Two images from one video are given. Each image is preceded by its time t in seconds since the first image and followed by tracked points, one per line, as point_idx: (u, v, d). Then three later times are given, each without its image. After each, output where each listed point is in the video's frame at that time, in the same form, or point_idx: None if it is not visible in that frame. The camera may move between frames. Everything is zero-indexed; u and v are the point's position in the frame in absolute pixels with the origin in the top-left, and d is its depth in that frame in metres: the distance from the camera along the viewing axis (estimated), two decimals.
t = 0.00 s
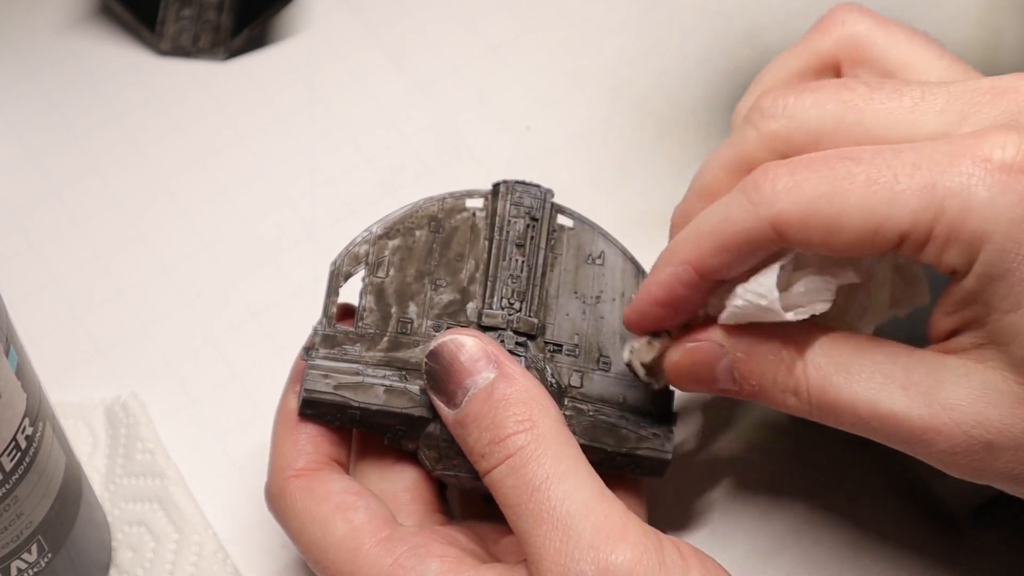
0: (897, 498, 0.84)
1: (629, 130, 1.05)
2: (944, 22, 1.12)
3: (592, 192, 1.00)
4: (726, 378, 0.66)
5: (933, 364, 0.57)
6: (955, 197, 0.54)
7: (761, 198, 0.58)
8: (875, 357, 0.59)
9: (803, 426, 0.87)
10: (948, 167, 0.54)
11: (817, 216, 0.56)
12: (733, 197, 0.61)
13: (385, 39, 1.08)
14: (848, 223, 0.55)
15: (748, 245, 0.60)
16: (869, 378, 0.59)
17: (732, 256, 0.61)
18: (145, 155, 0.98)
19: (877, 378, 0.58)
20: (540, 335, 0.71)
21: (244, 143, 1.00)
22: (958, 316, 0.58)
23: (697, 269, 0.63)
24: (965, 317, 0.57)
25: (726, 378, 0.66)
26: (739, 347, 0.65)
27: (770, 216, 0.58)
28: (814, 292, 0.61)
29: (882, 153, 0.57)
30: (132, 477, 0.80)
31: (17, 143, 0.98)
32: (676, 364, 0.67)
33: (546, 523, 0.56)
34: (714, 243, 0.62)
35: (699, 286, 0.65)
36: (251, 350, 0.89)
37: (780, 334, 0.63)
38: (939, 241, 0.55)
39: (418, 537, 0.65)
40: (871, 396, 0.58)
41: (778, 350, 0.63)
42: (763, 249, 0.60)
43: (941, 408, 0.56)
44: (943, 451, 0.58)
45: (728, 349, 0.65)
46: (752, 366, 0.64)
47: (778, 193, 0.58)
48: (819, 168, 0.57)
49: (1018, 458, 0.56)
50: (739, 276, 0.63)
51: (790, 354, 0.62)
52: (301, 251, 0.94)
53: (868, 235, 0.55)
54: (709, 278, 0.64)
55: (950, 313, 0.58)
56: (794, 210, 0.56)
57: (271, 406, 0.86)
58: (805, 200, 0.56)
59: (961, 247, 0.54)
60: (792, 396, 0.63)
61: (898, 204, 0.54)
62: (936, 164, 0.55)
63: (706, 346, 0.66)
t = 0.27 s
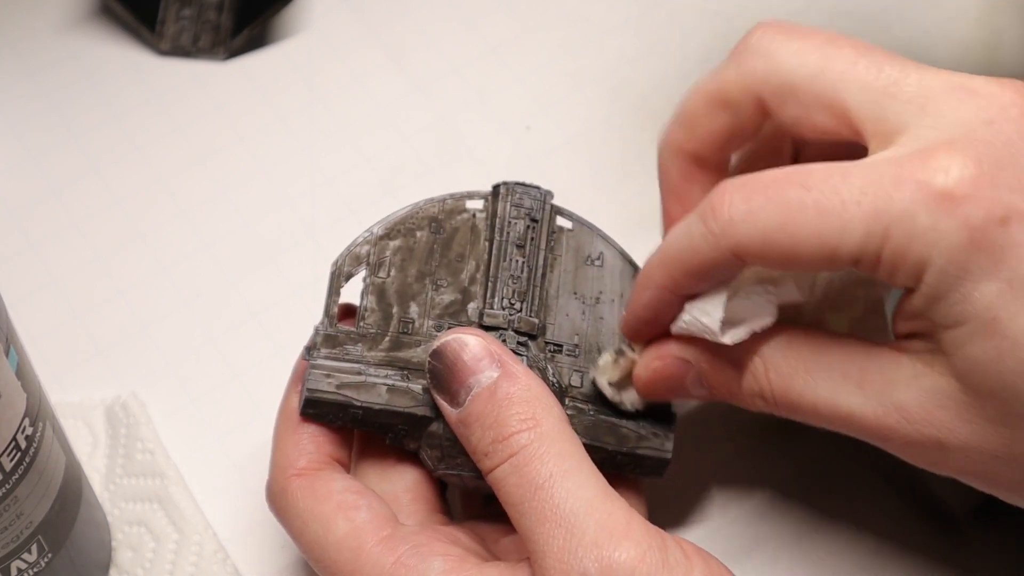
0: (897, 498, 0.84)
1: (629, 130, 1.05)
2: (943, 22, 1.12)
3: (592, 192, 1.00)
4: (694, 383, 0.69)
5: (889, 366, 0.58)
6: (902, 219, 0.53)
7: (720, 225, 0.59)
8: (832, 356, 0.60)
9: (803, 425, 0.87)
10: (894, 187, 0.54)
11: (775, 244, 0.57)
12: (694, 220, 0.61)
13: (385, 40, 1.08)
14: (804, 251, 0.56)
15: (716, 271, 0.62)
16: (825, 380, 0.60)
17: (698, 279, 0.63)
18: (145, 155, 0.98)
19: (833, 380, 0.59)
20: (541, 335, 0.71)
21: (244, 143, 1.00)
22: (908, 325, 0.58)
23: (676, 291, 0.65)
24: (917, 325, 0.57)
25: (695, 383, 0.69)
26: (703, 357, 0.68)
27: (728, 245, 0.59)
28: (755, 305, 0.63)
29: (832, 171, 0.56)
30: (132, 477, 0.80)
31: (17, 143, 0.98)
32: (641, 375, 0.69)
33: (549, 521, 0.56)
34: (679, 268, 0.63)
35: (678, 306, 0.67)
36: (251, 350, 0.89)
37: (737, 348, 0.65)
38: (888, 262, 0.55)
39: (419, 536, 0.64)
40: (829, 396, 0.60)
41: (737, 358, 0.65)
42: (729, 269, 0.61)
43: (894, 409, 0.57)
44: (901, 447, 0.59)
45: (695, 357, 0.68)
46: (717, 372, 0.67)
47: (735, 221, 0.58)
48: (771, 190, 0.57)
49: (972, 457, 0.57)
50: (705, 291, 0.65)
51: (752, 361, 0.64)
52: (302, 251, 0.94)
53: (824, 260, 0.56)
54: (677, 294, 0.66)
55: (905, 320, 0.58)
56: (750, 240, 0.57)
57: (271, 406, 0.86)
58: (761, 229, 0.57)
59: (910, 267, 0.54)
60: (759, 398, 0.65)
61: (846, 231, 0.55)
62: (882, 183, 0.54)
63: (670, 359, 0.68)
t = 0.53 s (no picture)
0: (897, 499, 0.84)
1: (629, 130, 1.05)
2: (944, 22, 1.12)
3: (592, 192, 1.00)
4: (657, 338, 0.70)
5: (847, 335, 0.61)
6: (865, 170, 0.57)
7: (695, 175, 0.63)
8: (794, 322, 0.63)
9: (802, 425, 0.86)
10: (861, 144, 0.58)
11: (744, 193, 0.61)
12: (676, 172, 0.65)
13: (385, 40, 1.08)
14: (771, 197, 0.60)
15: (689, 220, 0.65)
16: (785, 346, 0.63)
17: (675, 229, 0.66)
18: (145, 155, 0.98)
19: (794, 346, 0.62)
20: (522, 337, 0.71)
21: (244, 143, 1.00)
22: (870, 293, 0.61)
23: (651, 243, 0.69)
24: (879, 292, 0.60)
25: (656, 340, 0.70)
26: (669, 310, 0.69)
27: (704, 193, 0.63)
28: (721, 257, 0.66)
29: (806, 130, 0.61)
30: (133, 477, 0.80)
31: (17, 143, 0.98)
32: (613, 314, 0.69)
33: (544, 520, 0.56)
34: (658, 219, 0.67)
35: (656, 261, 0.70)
36: (251, 350, 0.89)
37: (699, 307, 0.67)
38: (853, 217, 0.59)
39: (411, 541, 0.65)
40: (787, 361, 0.63)
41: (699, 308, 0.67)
42: (700, 223, 0.65)
43: (849, 377, 0.60)
44: (853, 422, 0.61)
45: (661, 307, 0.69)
46: (679, 326, 0.69)
47: (709, 171, 0.63)
48: (747, 146, 0.62)
49: (921, 430, 0.59)
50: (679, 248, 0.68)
51: (715, 316, 0.66)
52: (301, 251, 0.94)
53: (790, 212, 0.60)
54: (654, 248, 0.69)
55: (869, 287, 0.61)
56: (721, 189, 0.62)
57: (270, 405, 0.86)
58: (731, 177, 0.61)
59: (869, 222, 0.58)
60: (714, 359, 0.67)
61: (814, 178, 0.59)
62: (850, 140, 0.58)
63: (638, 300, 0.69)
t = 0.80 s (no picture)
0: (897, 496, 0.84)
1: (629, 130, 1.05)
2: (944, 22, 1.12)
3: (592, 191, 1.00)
4: (652, 243, 0.72)
5: (832, 227, 0.62)
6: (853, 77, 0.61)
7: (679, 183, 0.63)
8: (776, 220, 0.65)
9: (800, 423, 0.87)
10: (857, 20, 0.62)
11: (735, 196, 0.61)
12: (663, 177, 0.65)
13: (385, 39, 1.08)
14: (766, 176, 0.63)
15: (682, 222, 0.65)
16: (772, 245, 0.64)
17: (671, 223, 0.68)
18: (145, 155, 0.98)
19: (776, 244, 0.64)
20: (540, 335, 0.71)
21: (244, 143, 1.00)
22: (864, 176, 0.62)
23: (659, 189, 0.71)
24: (868, 178, 0.62)
25: (654, 251, 0.72)
26: (660, 207, 0.71)
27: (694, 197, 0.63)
28: (721, 161, 0.67)
29: (796, 22, 0.65)
30: (132, 477, 0.80)
31: (16, 143, 0.98)
32: (607, 222, 0.72)
33: (558, 518, 0.56)
34: (655, 109, 0.73)
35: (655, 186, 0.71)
36: (251, 350, 0.89)
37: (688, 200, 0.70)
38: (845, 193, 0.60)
39: (423, 534, 0.65)
40: (769, 254, 0.64)
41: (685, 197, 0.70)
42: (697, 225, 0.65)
43: (831, 268, 0.61)
44: (837, 319, 0.62)
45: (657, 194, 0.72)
46: (671, 226, 0.70)
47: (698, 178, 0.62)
48: (737, 35, 0.67)
49: (908, 328, 0.60)
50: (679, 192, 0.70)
51: (703, 216, 0.68)
52: (301, 251, 0.94)
53: (786, 85, 0.64)
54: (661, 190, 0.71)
55: (858, 180, 0.63)
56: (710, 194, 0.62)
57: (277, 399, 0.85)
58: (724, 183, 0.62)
59: (858, 99, 0.61)
60: (698, 260, 0.69)
61: (806, 63, 0.63)
62: (849, 18, 0.63)
63: (634, 203, 0.72)
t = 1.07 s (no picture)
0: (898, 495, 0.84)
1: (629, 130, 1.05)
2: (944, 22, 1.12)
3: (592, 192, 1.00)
4: (640, 250, 0.71)
5: (822, 235, 0.61)
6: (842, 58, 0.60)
7: (689, 62, 0.67)
8: (776, 229, 0.64)
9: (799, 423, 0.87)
10: (843, 24, 0.61)
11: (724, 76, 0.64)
12: (668, 69, 0.70)
13: (385, 39, 1.08)
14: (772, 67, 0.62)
15: (677, 109, 0.68)
16: (755, 257, 0.63)
17: (661, 122, 0.70)
18: (145, 155, 0.98)
19: (765, 255, 0.63)
20: (549, 332, 0.71)
21: (244, 143, 1.00)
22: (849, 184, 0.62)
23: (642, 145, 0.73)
24: (855, 185, 0.61)
25: (639, 252, 0.71)
26: (647, 216, 0.70)
27: (688, 76, 0.67)
28: (709, 168, 0.66)
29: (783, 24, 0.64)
30: (132, 477, 0.80)
31: (17, 143, 0.98)
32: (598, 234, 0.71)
33: (567, 516, 0.56)
34: (650, 110, 0.70)
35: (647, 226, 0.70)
36: (251, 350, 0.89)
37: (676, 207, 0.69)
38: (828, 99, 0.61)
39: (431, 529, 0.65)
40: (760, 266, 0.63)
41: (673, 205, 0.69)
42: (690, 113, 0.68)
43: (820, 276, 0.60)
44: (829, 330, 0.61)
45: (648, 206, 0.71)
46: (653, 228, 0.70)
47: (697, 57, 0.66)
48: (730, 35, 0.66)
49: (896, 332, 0.59)
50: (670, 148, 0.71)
51: (691, 225, 0.67)
52: (302, 251, 0.94)
53: (767, 93, 0.63)
54: (644, 148, 0.73)
55: (845, 185, 0.62)
56: (708, 72, 0.65)
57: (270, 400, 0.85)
58: (716, 58, 0.65)
59: (845, 101, 0.60)
60: (686, 269, 0.67)
61: (790, 66, 0.62)
62: (830, 22, 0.61)
63: (625, 203, 0.72)
